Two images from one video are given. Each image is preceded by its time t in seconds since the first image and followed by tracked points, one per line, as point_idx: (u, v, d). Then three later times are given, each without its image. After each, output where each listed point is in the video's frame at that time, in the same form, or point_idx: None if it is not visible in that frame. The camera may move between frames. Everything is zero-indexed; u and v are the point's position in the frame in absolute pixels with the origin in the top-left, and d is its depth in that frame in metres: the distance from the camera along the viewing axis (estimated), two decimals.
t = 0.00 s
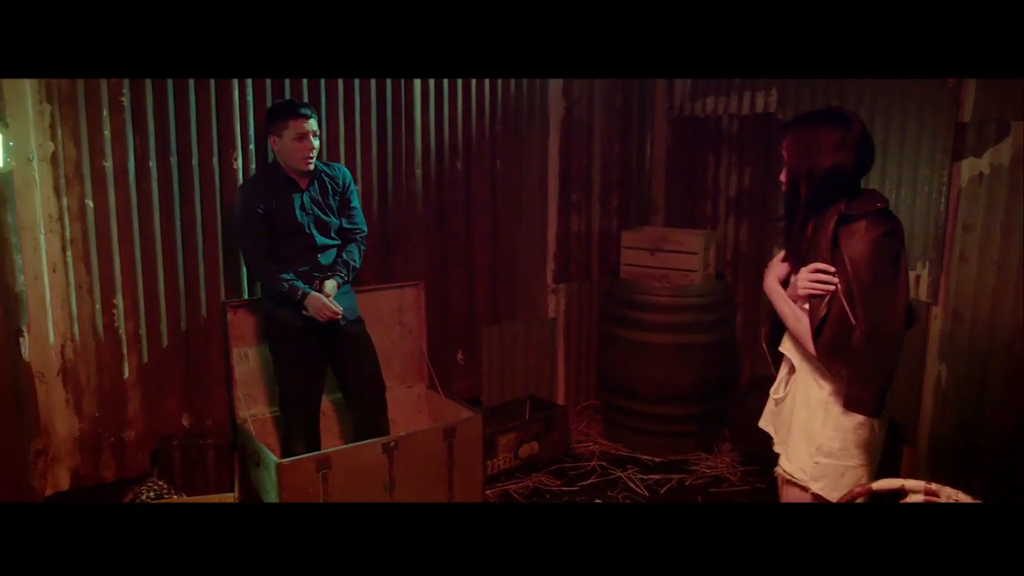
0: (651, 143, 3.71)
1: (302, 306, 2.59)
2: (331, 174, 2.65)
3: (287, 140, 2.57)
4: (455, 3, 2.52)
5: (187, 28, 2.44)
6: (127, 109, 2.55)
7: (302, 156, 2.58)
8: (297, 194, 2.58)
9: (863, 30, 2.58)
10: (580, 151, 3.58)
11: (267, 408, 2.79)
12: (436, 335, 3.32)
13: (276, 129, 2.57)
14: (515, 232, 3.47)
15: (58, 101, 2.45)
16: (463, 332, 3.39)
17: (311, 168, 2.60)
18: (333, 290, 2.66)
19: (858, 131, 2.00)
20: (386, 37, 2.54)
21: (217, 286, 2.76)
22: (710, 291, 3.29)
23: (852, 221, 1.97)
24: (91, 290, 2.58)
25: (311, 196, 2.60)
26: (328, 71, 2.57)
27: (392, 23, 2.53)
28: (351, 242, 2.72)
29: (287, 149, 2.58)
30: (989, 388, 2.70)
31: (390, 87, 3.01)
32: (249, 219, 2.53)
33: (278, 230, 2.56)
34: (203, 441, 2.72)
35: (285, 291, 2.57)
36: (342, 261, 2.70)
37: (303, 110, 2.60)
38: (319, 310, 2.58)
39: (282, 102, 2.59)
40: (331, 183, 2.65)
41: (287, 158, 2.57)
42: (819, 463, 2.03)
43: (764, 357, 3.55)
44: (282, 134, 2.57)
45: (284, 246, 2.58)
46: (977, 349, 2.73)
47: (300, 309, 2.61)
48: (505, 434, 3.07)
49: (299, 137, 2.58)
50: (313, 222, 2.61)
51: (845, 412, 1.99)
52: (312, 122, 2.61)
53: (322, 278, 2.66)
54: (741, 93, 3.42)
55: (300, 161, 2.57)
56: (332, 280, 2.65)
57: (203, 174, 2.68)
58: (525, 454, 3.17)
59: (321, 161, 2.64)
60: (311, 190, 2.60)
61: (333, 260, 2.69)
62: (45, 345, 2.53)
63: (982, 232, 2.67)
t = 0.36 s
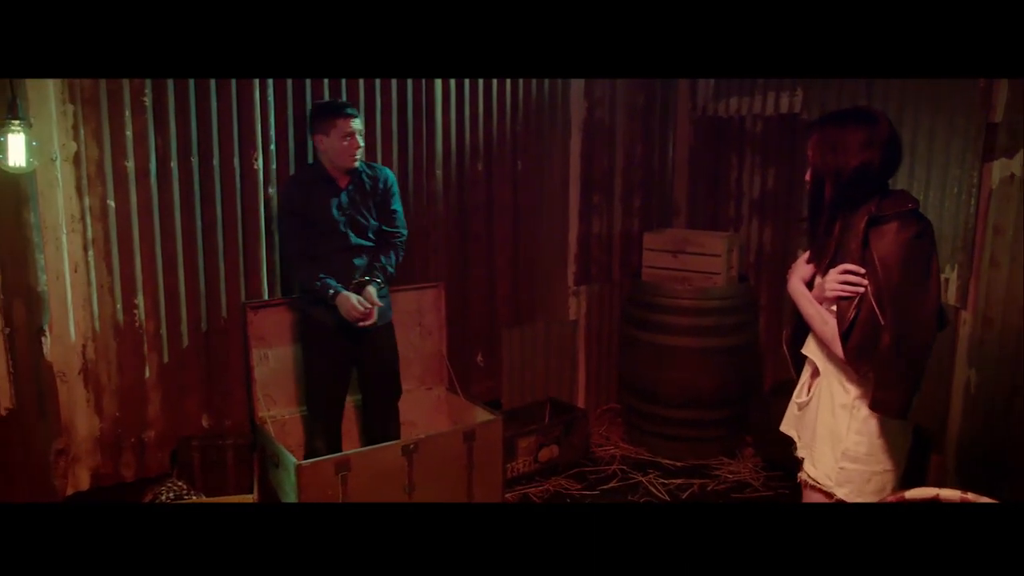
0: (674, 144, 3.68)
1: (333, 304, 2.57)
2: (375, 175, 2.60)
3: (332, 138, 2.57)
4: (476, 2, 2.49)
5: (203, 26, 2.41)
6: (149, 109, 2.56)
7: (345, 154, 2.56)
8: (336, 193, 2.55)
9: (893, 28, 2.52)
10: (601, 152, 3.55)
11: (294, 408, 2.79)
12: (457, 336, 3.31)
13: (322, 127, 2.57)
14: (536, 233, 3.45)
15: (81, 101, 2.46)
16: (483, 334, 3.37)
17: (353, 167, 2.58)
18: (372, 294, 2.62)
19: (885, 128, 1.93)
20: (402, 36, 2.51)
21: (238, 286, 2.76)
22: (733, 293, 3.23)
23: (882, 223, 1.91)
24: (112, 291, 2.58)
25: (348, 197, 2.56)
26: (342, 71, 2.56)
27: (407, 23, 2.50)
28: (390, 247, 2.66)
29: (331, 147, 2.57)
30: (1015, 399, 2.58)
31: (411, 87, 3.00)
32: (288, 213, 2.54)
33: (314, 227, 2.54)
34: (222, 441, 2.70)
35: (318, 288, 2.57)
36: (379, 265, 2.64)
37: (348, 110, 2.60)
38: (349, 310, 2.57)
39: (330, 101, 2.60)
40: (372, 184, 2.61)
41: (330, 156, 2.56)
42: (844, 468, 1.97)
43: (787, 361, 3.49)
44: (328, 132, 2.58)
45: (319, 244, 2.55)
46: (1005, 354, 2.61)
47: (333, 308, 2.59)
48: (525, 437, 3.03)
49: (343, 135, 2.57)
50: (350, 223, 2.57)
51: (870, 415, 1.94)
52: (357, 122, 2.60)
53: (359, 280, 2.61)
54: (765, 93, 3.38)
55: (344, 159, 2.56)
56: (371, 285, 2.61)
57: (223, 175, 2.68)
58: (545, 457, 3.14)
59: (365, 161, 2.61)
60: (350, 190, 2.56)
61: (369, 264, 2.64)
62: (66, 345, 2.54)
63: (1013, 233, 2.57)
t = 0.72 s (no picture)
0: (699, 144, 3.62)
1: (385, 300, 2.63)
2: (437, 177, 2.66)
3: (391, 135, 2.64)
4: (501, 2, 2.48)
5: (234, 26, 2.42)
6: (173, 110, 2.56)
7: (404, 152, 2.62)
8: (398, 191, 2.61)
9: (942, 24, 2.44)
10: (625, 153, 3.52)
11: (333, 405, 2.81)
12: (480, 338, 3.29)
13: (388, 125, 2.64)
14: (559, 234, 3.42)
15: (106, 101, 2.47)
16: (506, 336, 3.35)
17: (413, 166, 2.63)
18: (423, 291, 2.69)
19: (919, 129, 1.89)
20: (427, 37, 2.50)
21: (260, 287, 2.76)
22: (759, 296, 3.19)
23: (913, 225, 1.84)
24: (136, 291, 2.58)
25: (409, 197, 2.61)
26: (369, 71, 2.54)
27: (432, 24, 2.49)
28: (444, 249, 2.72)
29: (393, 145, 2.63)
30: None
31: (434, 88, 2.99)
32: (349, 207, 2.58)
33: (373, 223, 2.59)
34: (244, 442, 2.69)
35: (370, 283, 2.62)
36: (432, 265, 2.70)
37: (407, 108, 2.65)
38: (401, 307, 2.64)
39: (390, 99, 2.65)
40: (434, 185, 2.66)
41: (391, 154, 2.63)
42: (873, 484, 1.90)
43: (814, 366, 3.44)
44: (387, 129, 2.64)
45: (376, 241, 2.60)
46: None
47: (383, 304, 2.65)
48: (547, 440, 2.99)
49: (401, 133, 2.63)
50: (408, 222, 2.63)
51: (902, 429, 1.86)
52: (416, 121, 2.65)
53: (411, 279, 2.67)
54: (792, 93, 3.33)
55: (402, 156, 2.61)
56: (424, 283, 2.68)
57: (247, 176, 2.68)
58: (568, 460, 3.10)
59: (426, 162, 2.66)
60: (412, 189, 2.62)
61: (421, 263, 2.69)
62: (90, 345, 2.54)
63: None
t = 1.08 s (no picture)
0: (713, 147, 3.58)
1: (394, 301, 2.64)
2: (462, 182, 2.68)
3: (414, 138, 2.64)
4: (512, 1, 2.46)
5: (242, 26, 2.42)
6: (185, 113, 2.55)
7: (426, 156, 2.62)
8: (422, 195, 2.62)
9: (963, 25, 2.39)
10: (638, 157, 3.49)
11: (349, 409, 2.80)
12: (493, 344, 3.26)
13: (414, 129, 2.64)
14: (571, 239, 3.39)
15: (118, 105, 2.46)
16: (518, 341, 3.32)
17: (437, 171, 2.63)
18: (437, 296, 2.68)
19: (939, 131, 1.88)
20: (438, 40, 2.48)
21: (270, 291, 2.74)
22: (776, 302, 3.15)
23: (936, 232, 1.80)
24: (146, 296, 2.57)
25: (432, 202, 2.62)
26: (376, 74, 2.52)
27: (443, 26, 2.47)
28: (462, 255, 2.71)
29: (416, 149, 2.64)
30: None
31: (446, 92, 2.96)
32: (372, 207, 2.60)
33: (393, 224, 2.60)
34: (254, 448, 2.67)
35: (384, 282, 2.63)
36: (448, 271, 2.70)
37: (434, 112, 2.65)
38: (408, 310, 2.63)
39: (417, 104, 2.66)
40: (458, 192, 2.67)
41: (413, 157, 2.63)
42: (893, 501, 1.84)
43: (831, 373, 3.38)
44: (412, 132, 2.64)
45: (394, 241, 2.61)
46: None
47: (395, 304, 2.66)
48: (560, 448, 2.94)
49: (423, 137, 2.63)
50: (429, 226, 2.63)
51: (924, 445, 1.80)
52: (441, 127, 2.66)
53: (428, 284, 2.67)
54: (807, 97, 3.28)
55: (424, 160, 2.61)
56: (439, 288, 2.67)
57: (258, 180, 2.67)
58: (581, 468, 3.04)
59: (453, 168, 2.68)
60: (435, 195, 2.62)
61: (439, 267, 2.68)
62: (101, 349, 2.53)
63: None
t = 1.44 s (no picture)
0: (725, 152, 3.56)
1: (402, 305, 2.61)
2: (470, 189, 2.65)
3: (421, 145, 2.60)
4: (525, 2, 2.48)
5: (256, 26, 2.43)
6: (194, 117, 2.54)
7: (432, 165, 2.58)
8: (429, 202, 2.60)
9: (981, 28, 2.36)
10: (650, 162, 3.46)
11: (353, 416, 2.79)
12: (503, 350, 3.23)
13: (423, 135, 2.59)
14: (582, 244, 3.36)
15: (126, 109, 2.45)
16: (529, 348, 3.29)
17: (445, 179, 2.60)
18: (446, 300, 2.64)
19: (959, 132, 1.85)
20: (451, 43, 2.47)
21: (279, 297, 2.72)
22: (790, 308, 3.11)
23: (957, 236, 1.78)
24: (154, 300, 2.55)
25: (440, 209, 2.61)
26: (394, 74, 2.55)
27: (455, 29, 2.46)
28: (470, 260, 2.70)
29: (423, 156, 2.59)
30: None
31: (457, 96, 2.95)
32: (380, 213, 2.57)
33: (402, 230, 2.59)
34: (261, 455, 2.64)
35: (391, 287, 2.61)
36: (457, 276, 2.69)
37: (441, 119, 2.60)
38: (415, 313, 2.59)
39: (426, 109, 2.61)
40: (467, 198, 2.65)
41: (421, 163, 2.60)
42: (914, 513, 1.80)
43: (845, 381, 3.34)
44: (419, 138, 2.60)
45: (403, 247, 2.60)
46: None
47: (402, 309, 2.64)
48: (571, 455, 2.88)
49: (429, 144, 2.59)
50: (437, 232, 2.62)
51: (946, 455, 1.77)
52: (449, 135, 2.60)
53: (436, 289, 2.65)
54: (820, 101, 3.26)
55: (431, 169, 2.58)
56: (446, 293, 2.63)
57: (267, 184, 2.65)
58: (591, 476, 2.99)
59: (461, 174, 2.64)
60: (443, 201, 2.61)
61: (448, 274, 2.67)
62: (108, 354, 2.51)
63: None
